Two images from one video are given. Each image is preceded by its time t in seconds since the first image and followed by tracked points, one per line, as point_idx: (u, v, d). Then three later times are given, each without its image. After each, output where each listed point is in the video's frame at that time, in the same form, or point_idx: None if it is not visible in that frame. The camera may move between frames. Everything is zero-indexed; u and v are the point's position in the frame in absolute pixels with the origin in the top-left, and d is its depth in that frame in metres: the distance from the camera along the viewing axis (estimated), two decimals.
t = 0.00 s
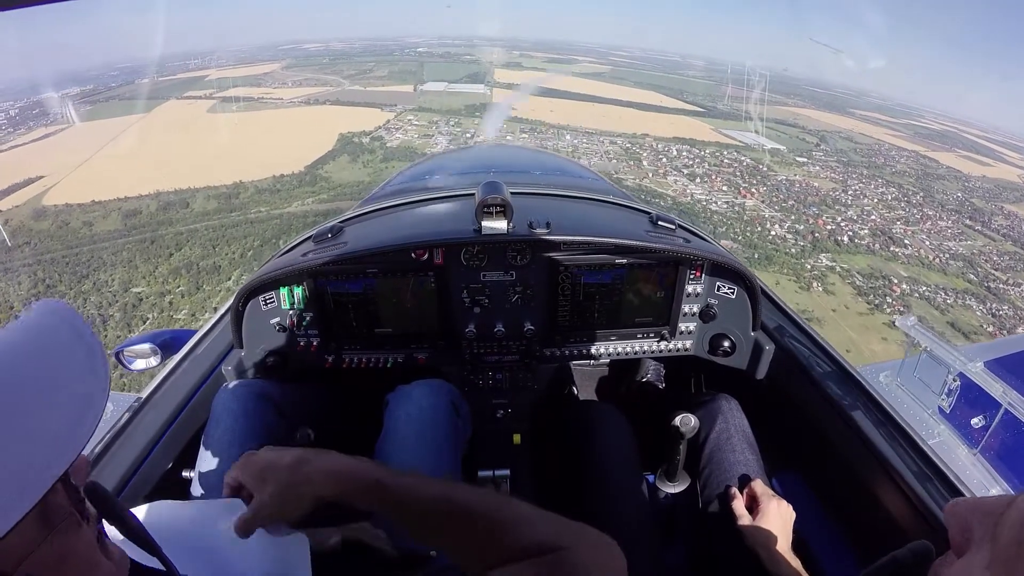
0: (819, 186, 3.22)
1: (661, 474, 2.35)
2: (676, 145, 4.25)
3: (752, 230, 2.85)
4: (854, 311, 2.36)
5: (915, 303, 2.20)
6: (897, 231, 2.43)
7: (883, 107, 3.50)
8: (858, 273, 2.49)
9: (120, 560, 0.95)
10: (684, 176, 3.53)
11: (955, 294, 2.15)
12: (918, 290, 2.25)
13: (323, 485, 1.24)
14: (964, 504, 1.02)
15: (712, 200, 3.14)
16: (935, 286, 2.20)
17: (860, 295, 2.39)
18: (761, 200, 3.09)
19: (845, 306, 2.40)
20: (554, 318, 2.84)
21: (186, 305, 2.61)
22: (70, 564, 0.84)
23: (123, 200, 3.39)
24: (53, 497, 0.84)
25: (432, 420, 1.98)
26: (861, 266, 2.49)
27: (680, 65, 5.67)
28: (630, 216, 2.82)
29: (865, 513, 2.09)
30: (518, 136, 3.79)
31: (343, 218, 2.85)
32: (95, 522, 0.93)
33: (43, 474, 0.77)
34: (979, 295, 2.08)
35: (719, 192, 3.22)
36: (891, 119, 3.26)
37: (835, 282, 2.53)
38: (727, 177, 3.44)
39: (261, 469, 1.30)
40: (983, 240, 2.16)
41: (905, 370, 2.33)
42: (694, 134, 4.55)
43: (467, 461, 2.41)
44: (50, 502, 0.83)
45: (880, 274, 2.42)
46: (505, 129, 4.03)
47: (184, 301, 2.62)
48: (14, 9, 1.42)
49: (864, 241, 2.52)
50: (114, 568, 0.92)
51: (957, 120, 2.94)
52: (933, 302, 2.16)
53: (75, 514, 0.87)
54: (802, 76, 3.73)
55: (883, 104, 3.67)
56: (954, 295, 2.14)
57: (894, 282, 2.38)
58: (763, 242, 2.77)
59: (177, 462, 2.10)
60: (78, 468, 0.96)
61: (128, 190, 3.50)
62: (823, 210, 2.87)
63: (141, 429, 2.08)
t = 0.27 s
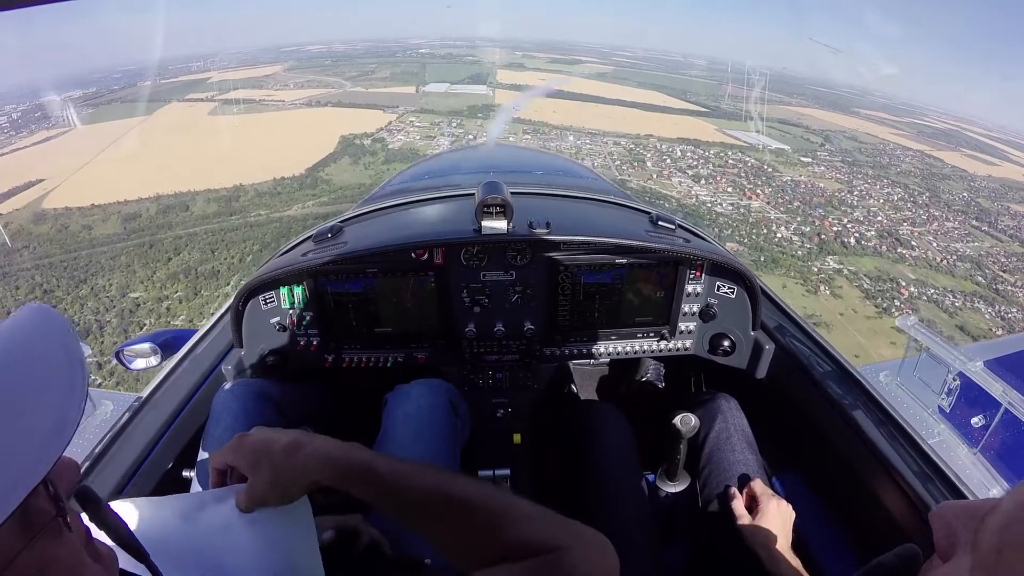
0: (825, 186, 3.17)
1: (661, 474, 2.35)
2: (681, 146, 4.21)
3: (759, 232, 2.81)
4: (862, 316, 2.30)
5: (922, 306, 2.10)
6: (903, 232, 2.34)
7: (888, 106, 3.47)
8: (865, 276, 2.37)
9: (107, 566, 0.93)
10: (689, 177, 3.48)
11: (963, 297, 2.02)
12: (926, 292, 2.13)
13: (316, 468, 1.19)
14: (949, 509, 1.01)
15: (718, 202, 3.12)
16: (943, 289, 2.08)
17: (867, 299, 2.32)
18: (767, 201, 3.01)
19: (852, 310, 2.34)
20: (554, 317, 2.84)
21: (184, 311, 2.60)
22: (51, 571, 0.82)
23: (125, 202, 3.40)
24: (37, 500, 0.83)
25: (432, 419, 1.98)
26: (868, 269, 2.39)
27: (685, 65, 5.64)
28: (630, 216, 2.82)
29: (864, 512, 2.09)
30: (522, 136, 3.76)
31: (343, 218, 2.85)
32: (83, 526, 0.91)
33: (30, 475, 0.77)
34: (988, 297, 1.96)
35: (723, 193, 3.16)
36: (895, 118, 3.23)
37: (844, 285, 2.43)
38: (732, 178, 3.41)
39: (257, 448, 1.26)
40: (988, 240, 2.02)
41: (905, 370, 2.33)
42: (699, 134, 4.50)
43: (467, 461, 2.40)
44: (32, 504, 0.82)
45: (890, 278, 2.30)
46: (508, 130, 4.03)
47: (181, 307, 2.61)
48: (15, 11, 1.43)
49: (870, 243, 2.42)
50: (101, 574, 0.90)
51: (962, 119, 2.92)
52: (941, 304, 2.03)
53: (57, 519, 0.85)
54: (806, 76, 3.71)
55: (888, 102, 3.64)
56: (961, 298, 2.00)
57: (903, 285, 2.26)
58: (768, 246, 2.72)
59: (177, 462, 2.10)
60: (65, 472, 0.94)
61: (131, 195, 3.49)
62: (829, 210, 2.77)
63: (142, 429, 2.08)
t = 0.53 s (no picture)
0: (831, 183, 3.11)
1: (661, 474, 2.37)
2: (685, 146, 4.17)
3: (767, 232, 2.80)
4: (873, 317, 2.28)
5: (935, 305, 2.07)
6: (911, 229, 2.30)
7: (892, 104, 3.45)
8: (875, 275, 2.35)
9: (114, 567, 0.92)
10: (695, 176, 3.46)
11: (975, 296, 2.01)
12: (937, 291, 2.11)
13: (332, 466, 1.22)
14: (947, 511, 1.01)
15: (723, 200, 3.08)
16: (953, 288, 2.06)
17: (878, 298, 2.29)
18: (774, 200, 2.96)
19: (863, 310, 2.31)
20: (554, 317, 2.84)
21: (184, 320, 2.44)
22: (56, 571, 0.82)
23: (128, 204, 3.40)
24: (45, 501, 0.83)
25: (431, 419, 1.98)
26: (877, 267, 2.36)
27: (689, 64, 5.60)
28: (630, 216, 2.82)
29: (864, 512, 2.09)
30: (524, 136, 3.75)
31: (342, 218, 2.85)
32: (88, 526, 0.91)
33: (35, 473, 0.77)
34: (999, 295, 1.95)
35: (731, 192, 3.13)
36: (900, 116, 3.21)
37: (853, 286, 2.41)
38: (738, 176, 3.33)
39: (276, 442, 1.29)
40: (998, 237, 2.02)
41: (905, 369, 2.32)
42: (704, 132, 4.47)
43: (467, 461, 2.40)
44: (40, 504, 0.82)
45: (900, 277, 2.28)
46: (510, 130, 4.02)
47: (182, 317, 2.45)
48: (15, 11, 1.43)
49: (880, 241, 2.38)
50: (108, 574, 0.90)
51: (967, 117, 2.89)
52: (954, 304, 2.03)
53: (64, 519, 0.85)
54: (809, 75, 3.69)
55: (893, 100, 3.62)
56: (972, 296, 2.02)
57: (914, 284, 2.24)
58: (777, 246, 2.72)
59: (177, 461, 2.10)
60: (73, 472, 0.93)
61: (132, 198, 3.47)
62: (836, 209, 2.74)
63: (142, 429, 2.08)
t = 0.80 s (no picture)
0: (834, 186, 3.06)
1: (662, 474, 2.38)
2: (688, 147, 4.14)
3: (770, 235, 2.75)
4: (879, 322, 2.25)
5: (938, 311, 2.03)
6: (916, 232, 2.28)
7: (894, 104, 3.44)
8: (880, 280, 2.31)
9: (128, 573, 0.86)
10: (697, 179, 3.35)
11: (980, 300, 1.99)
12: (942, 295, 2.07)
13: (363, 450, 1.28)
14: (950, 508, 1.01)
15: (725, 202, 3.02)
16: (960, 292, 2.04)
17: (884, 303, 2.24)
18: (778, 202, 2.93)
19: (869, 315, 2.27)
20: (554, 317, 2.84)
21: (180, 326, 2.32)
22: None
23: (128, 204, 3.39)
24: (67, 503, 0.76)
25: (431, 420, 1.98)
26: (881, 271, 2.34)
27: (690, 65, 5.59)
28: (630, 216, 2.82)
29: (865, 512, 2.09)
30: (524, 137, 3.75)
31: (342, 218, 2.85)
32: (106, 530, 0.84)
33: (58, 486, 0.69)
34: (1004, 300, 1.91)
35: (732, 194, 3.04)
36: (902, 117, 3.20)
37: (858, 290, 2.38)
38: (741, 178, 3.24)
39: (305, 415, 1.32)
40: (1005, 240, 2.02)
41: (905, 369, 2.32)
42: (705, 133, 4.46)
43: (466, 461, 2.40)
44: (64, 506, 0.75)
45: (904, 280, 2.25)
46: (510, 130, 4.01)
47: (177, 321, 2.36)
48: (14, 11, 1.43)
49: (885, 245, 2.36)
50: None
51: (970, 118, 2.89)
52: (958, 309, 1.99)
53: (87, 524, 0.78)
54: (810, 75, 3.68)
55: (895, 101, 3.61)
56: (978, 300, 1.97)
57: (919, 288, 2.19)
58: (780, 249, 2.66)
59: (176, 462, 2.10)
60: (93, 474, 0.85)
61: (132, 198, 3.46)
62: (840, 211, 2.69)
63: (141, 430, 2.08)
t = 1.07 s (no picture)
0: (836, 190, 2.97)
1: (662, 474, 2.37)
2: (689, 147, 4.13)
3: (773, 240, 2.71)
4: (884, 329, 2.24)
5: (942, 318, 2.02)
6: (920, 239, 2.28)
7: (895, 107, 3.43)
8: (884, 286, 2.31)
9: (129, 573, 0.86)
10: (699, 182, 3.25)
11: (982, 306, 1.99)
12: (946, 302, 2.05)
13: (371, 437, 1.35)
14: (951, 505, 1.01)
15: (724, 206, 2.95)
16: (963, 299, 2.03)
17: (888, 311, 2.25)
18: (779, 206, 2.83)
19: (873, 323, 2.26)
20: (554, 317, 2.85)
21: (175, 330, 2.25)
22: None
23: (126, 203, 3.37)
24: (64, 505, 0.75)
25: (431, 420, 1.98)
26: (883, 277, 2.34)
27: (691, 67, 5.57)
28: (630, 216, 2.82)
29: (865, 512, 2.09)
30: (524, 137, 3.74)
31: (343, 218, 2.85)
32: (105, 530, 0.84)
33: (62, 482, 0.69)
34: (1006, 306, 1.91)
35: (733, 197, 2.94)
36: (903, 119, 3.20)
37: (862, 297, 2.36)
38: (743, 182, 3.19)
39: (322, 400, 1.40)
40: (1009, 247, 2.01)
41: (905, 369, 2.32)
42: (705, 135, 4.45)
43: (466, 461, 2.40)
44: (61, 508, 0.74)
45: (906, 285, 2.23)
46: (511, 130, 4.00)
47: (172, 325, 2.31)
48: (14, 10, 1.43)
49: (887, 250, 2.36)
50: None
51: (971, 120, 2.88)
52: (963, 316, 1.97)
53: (87, 525, 0.78)
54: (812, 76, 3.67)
55: (896, 103, 3.59)
56: (980, 307, 1.97)
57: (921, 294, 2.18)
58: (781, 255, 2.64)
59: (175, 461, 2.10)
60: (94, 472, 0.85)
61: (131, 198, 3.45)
62: (842, 215, 2.63)
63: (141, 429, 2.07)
